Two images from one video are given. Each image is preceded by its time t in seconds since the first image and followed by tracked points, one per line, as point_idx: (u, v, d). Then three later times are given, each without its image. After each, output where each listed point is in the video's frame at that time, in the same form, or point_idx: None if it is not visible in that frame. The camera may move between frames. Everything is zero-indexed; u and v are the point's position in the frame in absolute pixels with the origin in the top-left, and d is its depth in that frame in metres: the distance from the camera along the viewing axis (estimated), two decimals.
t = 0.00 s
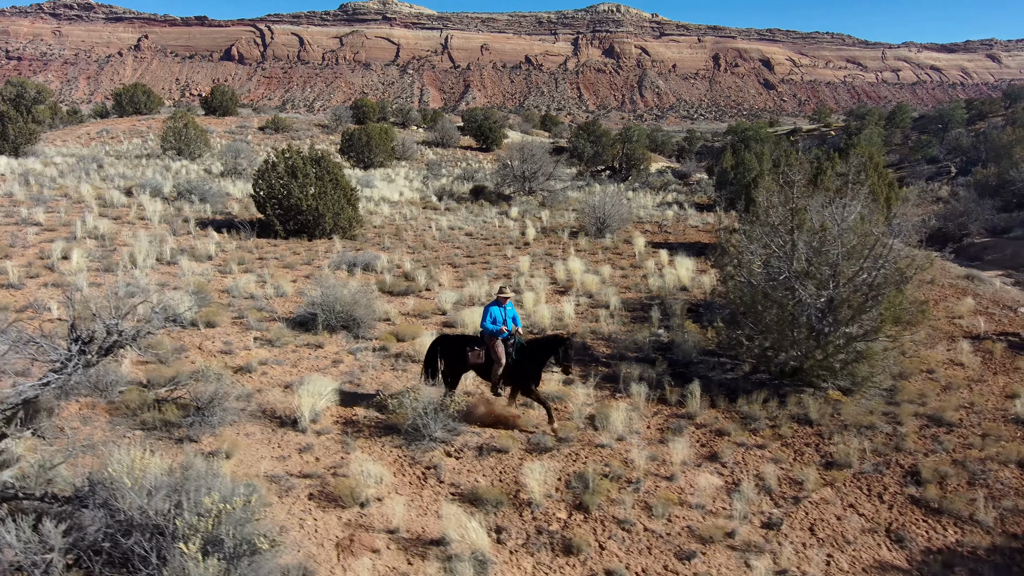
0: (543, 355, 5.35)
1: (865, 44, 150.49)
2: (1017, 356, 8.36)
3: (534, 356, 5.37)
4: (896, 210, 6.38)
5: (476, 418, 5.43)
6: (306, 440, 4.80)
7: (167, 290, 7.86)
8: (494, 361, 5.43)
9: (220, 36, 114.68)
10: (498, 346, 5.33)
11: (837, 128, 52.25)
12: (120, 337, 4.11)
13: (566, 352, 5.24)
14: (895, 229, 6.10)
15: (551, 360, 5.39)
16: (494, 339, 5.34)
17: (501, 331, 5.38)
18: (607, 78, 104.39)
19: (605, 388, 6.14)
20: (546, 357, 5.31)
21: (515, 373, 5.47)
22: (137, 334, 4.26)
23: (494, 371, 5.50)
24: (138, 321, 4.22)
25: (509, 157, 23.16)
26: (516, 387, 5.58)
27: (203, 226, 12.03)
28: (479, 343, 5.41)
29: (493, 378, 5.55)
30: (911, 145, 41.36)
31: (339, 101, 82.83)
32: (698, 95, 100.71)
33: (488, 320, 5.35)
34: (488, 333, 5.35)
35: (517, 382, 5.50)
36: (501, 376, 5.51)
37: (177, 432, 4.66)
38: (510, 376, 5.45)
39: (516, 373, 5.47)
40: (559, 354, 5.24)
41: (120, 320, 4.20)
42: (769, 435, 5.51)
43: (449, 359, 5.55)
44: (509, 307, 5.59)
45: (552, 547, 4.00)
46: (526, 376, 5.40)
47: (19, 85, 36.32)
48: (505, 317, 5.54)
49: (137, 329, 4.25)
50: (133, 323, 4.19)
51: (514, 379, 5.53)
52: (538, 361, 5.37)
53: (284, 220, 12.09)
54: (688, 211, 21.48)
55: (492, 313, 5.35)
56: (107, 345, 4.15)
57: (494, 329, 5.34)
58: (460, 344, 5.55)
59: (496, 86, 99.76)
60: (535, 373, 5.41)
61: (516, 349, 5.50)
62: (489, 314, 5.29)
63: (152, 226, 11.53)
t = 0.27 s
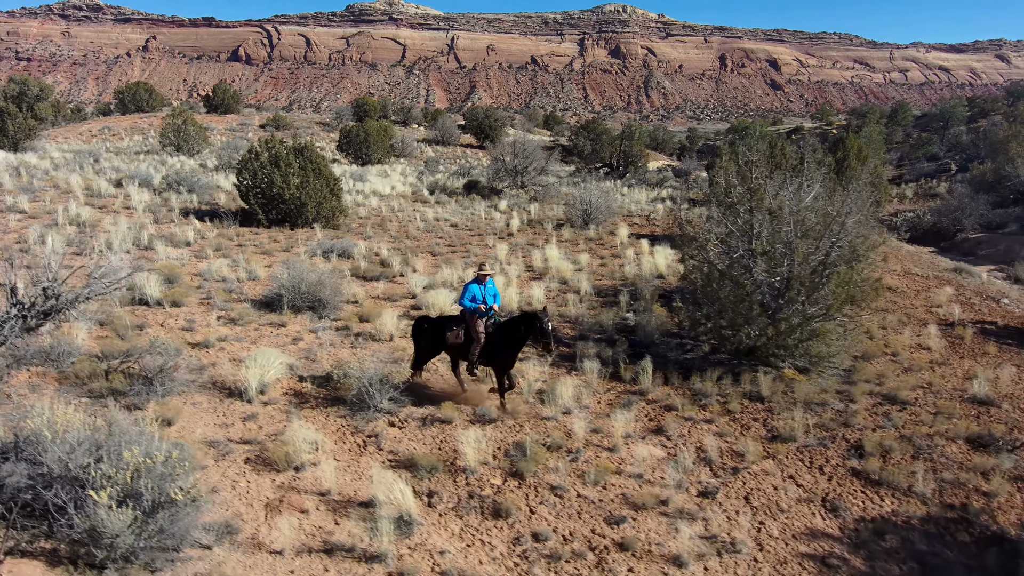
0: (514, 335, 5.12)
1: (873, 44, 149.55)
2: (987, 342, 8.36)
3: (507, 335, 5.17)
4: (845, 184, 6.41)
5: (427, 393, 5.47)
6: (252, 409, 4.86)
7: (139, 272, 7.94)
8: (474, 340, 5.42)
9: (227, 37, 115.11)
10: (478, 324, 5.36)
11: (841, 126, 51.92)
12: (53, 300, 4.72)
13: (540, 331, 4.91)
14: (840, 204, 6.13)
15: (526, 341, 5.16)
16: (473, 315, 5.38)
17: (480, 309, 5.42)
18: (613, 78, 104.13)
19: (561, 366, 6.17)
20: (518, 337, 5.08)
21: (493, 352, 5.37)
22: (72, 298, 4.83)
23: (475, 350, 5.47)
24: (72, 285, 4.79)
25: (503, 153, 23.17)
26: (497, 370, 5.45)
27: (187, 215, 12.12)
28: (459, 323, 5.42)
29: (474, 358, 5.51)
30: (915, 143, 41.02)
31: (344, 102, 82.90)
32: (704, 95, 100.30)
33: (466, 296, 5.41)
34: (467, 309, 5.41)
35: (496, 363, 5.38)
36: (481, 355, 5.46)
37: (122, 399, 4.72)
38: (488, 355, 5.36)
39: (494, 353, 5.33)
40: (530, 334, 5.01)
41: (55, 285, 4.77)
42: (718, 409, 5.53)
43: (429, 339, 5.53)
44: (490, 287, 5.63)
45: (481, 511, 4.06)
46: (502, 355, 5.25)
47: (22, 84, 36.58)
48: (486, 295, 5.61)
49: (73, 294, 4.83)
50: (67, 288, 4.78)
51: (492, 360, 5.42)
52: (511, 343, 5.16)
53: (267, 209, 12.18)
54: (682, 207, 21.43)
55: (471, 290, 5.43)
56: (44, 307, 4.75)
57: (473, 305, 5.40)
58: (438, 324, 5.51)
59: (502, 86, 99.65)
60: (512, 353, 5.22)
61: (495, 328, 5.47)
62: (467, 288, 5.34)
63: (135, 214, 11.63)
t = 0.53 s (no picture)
0: (500, 319, 4.97)
1: (892, 45, 147.59)
2: (965, 331, 8.32)
3: (490, 319, 5.01)
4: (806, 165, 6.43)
5: (385, 368, 5.56)
6: (207, 379, 4.98)
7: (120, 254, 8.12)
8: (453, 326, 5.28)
9: (243, 38, 116.03)
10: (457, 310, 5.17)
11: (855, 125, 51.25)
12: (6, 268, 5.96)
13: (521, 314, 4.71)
14: (799, 183, 6.17)
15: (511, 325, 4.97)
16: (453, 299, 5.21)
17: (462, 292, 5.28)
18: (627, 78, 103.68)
19: (523, 346, 6.24)
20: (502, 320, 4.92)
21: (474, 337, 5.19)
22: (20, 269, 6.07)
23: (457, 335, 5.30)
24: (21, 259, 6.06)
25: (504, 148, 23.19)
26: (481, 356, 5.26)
27: (180, 205, 12.32)
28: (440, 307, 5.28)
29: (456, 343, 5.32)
30: (929, 141, 40.39)
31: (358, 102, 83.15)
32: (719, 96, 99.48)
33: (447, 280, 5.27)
34: (449, 293, 5.26)
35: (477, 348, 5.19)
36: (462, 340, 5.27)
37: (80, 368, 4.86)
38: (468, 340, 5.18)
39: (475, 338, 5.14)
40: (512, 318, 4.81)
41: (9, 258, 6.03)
42: (673, 387, 5.57)
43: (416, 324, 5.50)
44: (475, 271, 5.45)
45: (417, 476, 4.15)
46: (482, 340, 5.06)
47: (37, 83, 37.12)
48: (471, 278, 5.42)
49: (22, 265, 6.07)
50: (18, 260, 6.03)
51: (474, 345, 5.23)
52: (495, 327, 5.00)
53: (259, 199, 12.36)
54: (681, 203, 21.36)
55: (452, 272, 5.29)
56: None
57: (453, 288, 5.24)
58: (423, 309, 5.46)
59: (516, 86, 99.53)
60: (493, 337, 5.03)
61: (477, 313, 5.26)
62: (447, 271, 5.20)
63: (128, 203, 11.85)
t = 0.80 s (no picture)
0: (488, 315, 5.06)
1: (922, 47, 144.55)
2: (950, 324, 8.23)
3: (477, 311, 5.11)
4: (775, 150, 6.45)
5: (350, 348, 5.69)
6: (174, 353, 5.15)
7: (114, 239, 8.37)
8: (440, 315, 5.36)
9: (268, 41, 117.47)
10: (445, 301, 5.27)
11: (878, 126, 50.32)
12: None
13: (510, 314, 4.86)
14: (765, 170, 6.19)
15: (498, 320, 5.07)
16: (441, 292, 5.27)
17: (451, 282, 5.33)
18: (649, 80, 102.95)
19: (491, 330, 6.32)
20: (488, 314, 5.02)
21: (461, 328, 5.31)
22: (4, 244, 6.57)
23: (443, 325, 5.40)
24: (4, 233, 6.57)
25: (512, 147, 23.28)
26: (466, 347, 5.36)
27: (183, 197, 12.61)
28: (427, 298, 5.36)
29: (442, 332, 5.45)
30: (954, 141, 39.49)
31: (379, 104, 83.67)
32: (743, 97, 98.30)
33: (435, 270, 5.34)
34: (437, 283, 5.35)
35: (464, 339, 5.31)
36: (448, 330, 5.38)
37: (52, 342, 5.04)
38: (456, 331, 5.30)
39: (462, 330, 5.28)
40: (500, 312, 4.92)
41: None
42: (632, 369, 5.62)
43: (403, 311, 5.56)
44: (457, 258, 5.57)
45: (362, 446, 4.27)
46: (470, 330, 5.20)
47: (62, 83, 38.10)
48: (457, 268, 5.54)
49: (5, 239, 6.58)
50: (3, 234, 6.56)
51: (460, 335, 5.36)
52: (483, 321, 5.10)
53: (259, 192, 12.62)
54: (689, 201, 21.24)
55: (438, 263, 5.38)
56: None
57: (440, 279, 5.33)
58: (411, 297, 5.51)
59: (537, 88, 99.38)
60: (480, 330, 5.16)
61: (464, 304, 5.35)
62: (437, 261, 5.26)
63: (133, 195, 12.17)
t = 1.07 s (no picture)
0: (468, 306, 4.96)
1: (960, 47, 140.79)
2: (941, 319, 8.11)
3: (461, 304, 5.01)
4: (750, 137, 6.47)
5: (324, 330, 5.85)
6: (151, 331, 5.37)
7: (116, 228, 8.68)
8: (426, 306, 5.32)
9: (297, 45, 119.27)
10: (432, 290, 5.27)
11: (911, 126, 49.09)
12: None
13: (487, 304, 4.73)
14: (732, 158, 6.24)
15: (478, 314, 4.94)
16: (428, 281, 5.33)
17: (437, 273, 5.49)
18: (675, 81, 102.13)
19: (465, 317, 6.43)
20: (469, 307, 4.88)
21: (444, 320, 5.22)
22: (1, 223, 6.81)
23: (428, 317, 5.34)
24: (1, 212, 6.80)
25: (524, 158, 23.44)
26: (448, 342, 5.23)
27: (193, 191, 12.97)
28: (415, 286, 5.37)
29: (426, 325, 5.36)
30: (988, 142, 38.37)
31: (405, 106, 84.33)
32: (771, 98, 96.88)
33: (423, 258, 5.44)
34: (425, 272, 5.42)
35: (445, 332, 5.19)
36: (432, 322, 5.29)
37: (37, 318, 5.30)
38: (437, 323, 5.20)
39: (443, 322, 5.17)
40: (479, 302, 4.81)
41: None
42: (598, 355, 5.69)
43: (392, 302, 5.56)
44: (450, 254, 5.65)
45: (316, 420, 4.42)
46: (450, 323, 5.09)
47: (95, 84, 39.23)
48: (445, 261, 5.60)
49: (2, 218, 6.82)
50: None
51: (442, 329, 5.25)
52: (463, 313, 4.99)
53: (266, 187, 12.93)
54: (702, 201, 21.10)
55: (426, 253, 5.47)
56: None
57: (426, 267, 5.41)
58: (400, 287, 5.53)
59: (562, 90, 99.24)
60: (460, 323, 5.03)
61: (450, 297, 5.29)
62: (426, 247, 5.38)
63: (144, 189, 12.57)
